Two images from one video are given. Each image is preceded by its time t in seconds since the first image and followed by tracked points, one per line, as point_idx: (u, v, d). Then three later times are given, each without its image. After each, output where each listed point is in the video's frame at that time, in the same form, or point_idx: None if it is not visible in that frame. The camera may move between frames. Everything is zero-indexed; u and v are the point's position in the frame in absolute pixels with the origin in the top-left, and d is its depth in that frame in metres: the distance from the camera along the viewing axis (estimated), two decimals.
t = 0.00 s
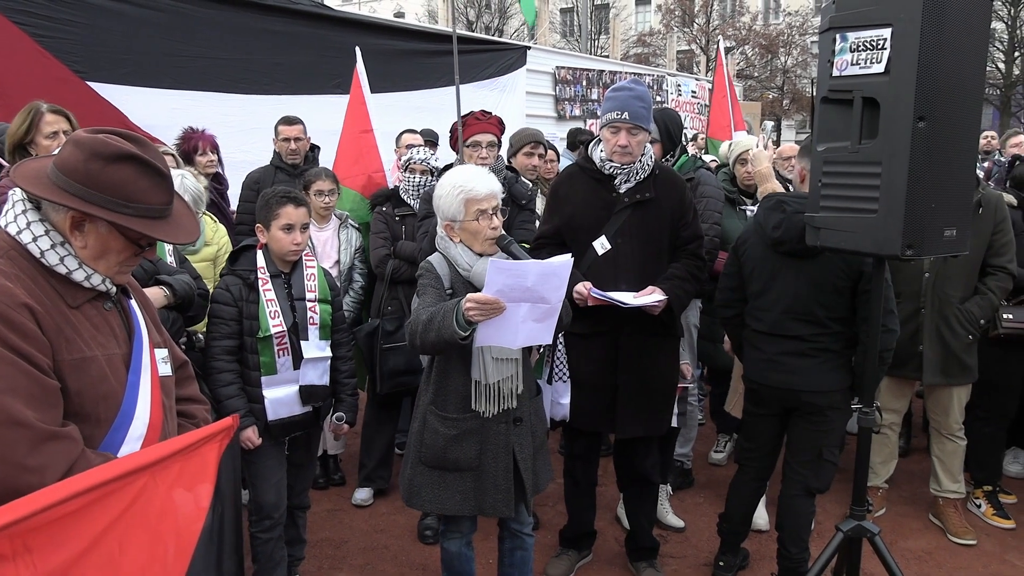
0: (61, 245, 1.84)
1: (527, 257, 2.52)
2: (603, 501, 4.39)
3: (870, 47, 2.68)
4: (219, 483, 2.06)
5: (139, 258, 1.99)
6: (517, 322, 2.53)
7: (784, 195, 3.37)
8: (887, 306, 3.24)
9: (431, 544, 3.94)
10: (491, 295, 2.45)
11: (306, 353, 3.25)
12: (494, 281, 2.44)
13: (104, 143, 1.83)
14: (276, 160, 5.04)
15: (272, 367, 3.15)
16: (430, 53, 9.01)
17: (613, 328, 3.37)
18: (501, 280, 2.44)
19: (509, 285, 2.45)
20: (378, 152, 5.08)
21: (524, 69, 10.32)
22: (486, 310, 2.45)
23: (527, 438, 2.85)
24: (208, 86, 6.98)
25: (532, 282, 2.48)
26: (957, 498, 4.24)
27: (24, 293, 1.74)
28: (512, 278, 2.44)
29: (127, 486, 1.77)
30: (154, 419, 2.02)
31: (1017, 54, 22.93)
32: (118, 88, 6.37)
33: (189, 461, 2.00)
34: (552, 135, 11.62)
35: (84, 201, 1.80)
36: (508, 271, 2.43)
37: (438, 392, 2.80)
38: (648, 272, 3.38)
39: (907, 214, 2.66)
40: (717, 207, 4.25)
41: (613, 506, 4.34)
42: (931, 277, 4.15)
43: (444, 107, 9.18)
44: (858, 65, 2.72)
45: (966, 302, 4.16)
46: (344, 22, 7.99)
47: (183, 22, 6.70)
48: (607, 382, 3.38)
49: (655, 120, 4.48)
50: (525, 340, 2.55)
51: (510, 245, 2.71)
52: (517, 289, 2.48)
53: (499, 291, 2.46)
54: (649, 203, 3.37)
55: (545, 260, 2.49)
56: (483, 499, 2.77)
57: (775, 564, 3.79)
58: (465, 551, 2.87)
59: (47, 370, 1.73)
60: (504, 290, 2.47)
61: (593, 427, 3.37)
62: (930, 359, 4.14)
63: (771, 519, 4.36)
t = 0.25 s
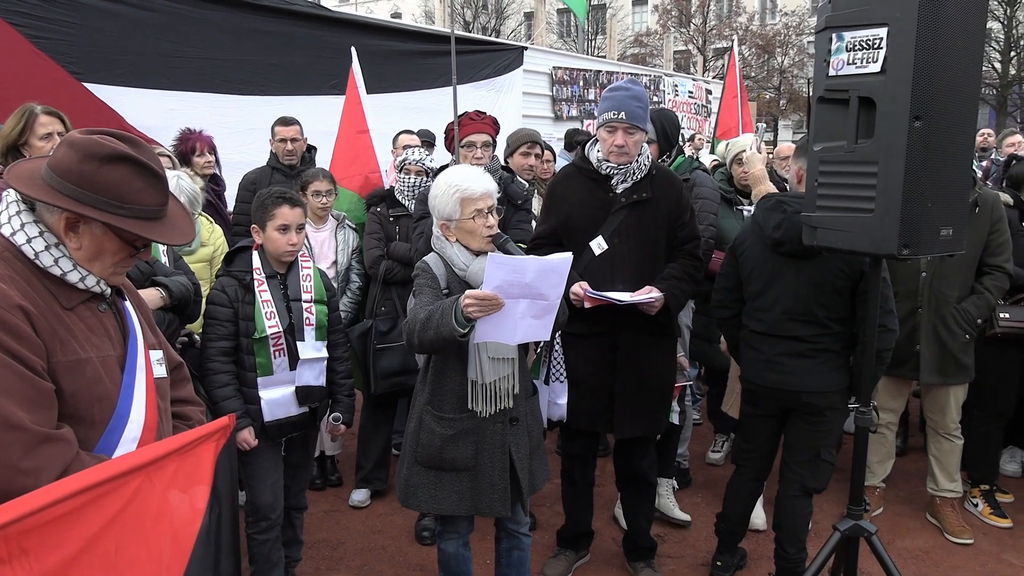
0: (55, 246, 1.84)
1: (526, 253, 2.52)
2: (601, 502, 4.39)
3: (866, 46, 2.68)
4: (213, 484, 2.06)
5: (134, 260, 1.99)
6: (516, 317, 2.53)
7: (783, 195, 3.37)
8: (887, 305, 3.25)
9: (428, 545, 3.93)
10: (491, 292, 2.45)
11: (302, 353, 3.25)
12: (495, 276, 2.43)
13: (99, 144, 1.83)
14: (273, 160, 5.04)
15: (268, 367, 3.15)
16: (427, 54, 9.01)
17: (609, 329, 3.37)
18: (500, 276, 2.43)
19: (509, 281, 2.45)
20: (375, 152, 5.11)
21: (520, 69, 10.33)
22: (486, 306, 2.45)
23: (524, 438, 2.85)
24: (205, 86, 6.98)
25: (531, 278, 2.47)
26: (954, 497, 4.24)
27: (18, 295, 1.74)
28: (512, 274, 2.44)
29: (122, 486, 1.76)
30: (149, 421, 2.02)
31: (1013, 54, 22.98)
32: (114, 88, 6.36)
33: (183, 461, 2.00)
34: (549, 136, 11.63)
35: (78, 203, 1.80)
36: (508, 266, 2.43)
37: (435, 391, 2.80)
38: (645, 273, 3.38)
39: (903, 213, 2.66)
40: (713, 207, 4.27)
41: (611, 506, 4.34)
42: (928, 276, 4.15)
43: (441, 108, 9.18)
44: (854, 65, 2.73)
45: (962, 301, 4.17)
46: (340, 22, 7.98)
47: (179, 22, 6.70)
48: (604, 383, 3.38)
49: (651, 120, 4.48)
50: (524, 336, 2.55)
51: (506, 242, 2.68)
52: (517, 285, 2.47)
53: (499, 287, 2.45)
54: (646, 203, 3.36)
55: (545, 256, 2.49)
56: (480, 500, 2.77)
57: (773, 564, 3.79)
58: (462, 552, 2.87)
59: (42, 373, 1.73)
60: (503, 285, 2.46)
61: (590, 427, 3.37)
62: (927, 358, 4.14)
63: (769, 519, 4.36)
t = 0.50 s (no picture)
0: (50, 246, 1.84)
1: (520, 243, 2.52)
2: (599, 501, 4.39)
3: (863, 45, 2.68)
4: (211, 481, 2.05)
5: (129, 260, 1.99)
6: (514, 307, 2.53)
7: (780, 194, 3.37)
8: (885, 304, 3.25)
9: (426, 545, 3.93)
10: (487, 283, 2.45)
11: (300, 353, 3.25)
12: (491, 267, 2.43)
13: (93, 143, 1.82)
14: (270, 160, 5.04)
15: (266, 367, 3.15)
16: (424, 53, 9.01)
17: (607, 328, 3.36)
18: (496, 266, 2.44)
19: (505, 271, 2.45)
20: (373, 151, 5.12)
21: (518, 69, 10.33)
22: (484, 299, 2.45)
23: (521, 437, 2.85)
24: (202, 86, 6.98)
25: (527, 267, 2.48)
26: (952, 496, 4.23)
27: (13, 296, 1.73)
28: (508, 263, 2.45)
29: (118, 482, 1.76)
30: (145, 422, 2.02)
31: (1010, 53, 23.01)
32: (111, 89, 6.36)
33: (180, 458, 1.99)
34: (547, 135, 11.63)
35: (73, 202, 1.80)
36: (503, 256, 2.43)
37: (432, 391, 2.79)
38: (642, 272, 3.38)
39: (901, 211, 2.66)
40: (707, 206, 4.30)
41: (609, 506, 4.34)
42: (926, 276, 4.15)
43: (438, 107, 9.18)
44: (852, 63, 2.73)
45: (961, 300, 4.17)
46: (337, 22, 7.98)
47: (175, 22, 6.70)
48: (601, 382, 3.38)
49: (650, 119, 4.48)
50: (523, 325, 2.55)
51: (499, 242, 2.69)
52: (513, 274, 2.48)
53: (495, 278, 2.46)
54: (644, 202, 3.36)
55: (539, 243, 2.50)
56: (478, 499, 2.76)
57: (771, 563, 3.79)
58: (460, 551, 2.87)
59: (36, 374, 1.73)
60: (500, 276, 2.46)
61: (588, 426, 3.38)
62: (926, 357, 4.14)
63: (768, 518, 4.36)
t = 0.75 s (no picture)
0: (48, 241, 1.84)
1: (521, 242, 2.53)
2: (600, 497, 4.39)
3: (866, 39, 2.67)
4: (211, 474, 2.06)
5: (128, 254, 1.99)
6: (518, 306, 2.53)
7: (782, 189, 3.36)
8: (887, 300, 3.24)
9: (427, 540, 3.94)
10: (490, 283, 2.44)
11: (301, 348, 3.24)
12: (494, 266, 2.43)
13: (90, 137, 1.82)
14: (270, 155, 5.04)
15: (267, 362, 3.15)
16: (424, 49, 9.00)
17: (609, 324, 3.36)
18: (498, 266, 2.44)
19: (507, 270, 2.46)
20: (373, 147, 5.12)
21: (518, 64, 10.31)
22: (486, 298, 2.45)
23: (522, 432, 2.85)
24: (202, 82, 6.97)
25: (529, 266, 2.49)
26: (953, 492, 4.24)
27: (11, 291, 1.73)
28: (510, 263, 2.45)
29: (118, 477, 1.76)
30: (144, 417, 2.02)
31: (1013, 48, 22.95)
32: (112, 84, 6.36)
33: (180, 452, 1.99)
34: (548, 131, 11.63)
35: (71, 197, 1.79)
36: (505, 256, 2.44)
37: (433, 386, 2.79)
38: (644, 267, 3.38)
39: (903, 206, 2.65)
40: (708, 201, 4.29)
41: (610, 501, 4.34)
42: (928, 271, 4.14)
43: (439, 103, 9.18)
44: (854, 58, 2.72)
45: (962, 296, 4.16)
46: (337, 17, 7.97)
47: (176, 17, 6.69)
48: (602, 378, 3.38)
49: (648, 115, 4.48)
50: (527, 324, 2.55)
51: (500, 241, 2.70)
52: (515, 274, 2.48)
53: (499, 278, 2.46)
54: (645, 197, 3.36)
55: (541, 243, 2.51)
56: (479, 494, 2.77)
57: (772, 558, 3.79)
58: (461, 546, 2.87)
59: (35, 369, 1.73)
60: (502, 275, 2.46)
61: (588, 422, 3.38)
62: (927, 353, 4.14)
63: (769, 513, 4.36)
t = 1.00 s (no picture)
0: (50, 237, 1.83)
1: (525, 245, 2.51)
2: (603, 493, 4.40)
3: (871, 34, 2.66)
4: (215, 474, 2.06)
5: (130, 250, 1.98)
6: (522, 308, 2.52)
7: (787, 185, 3.35)
8: (891, 296, 3.23)
9: (431, 535, 3.94)
10: (493, 286, 2.44)
11: (304, 344, 3.23)
12: (497, 270, 2.42)
13: (93, 133, 1.81)
14: (273, 151, 5.04)
15: (270, 358, 3.15)
16: (427, 44, 8.98)
17: (612, 320, 3.36)
18: (501, 270, 2.43)
19: (510, 275, 2.44)
20: (376, 142, 5.11)
21: (521, 60, 10.30)
22: (490, 300, 2.44)
23: (526, 428, 2.85)
24: (205, 78, 6.97)
25: (533, 270, 2.48)
26: (957, 488, 4.23)
27: (13, 287, 1.73)
28: (512, 268, 2.44)
29: (123, 476, 1.76)
30: (147, 413, 2.02)
31: (1018, 43, 22.88)
32: (115, 80, 6.36)
33: (185, 450, 1.99)
34: (551, 126, 11.62)
35: (73, 193, 1.79)
36: (508, 260, 2.42)
37: (437, 382, 2.79)
38: (648, 263, 3.37)
39: (908, 201, 2.64)
40: (714, 196, 4.25)
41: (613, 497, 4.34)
42: (932, 267, 4.14)
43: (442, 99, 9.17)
44: (859, 53, 2.71)
45: (967, 291, 4.15)
46: (340, 13, 7.95)
47: (178, 13, 6.69)
48: (606, 374, 3.38)
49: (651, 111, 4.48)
50: (531, 325, 2.54)
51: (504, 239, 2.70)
52: (519, 277, 2.47)
53: (502, 281, 2.44)
54: (649, 193, 3.35)
55: (546, 247, 2.50)
56: (482, 490, 2.76)
57: (775, 554, 3.79)
58: (464, 542, 2.87)
59: (38, 365, 1.72)
60: (506, 280, 2.45)
61: (592, 418, 3.37)
62: (931, 349, 4.13)
63: (772, 510, 4.36)
